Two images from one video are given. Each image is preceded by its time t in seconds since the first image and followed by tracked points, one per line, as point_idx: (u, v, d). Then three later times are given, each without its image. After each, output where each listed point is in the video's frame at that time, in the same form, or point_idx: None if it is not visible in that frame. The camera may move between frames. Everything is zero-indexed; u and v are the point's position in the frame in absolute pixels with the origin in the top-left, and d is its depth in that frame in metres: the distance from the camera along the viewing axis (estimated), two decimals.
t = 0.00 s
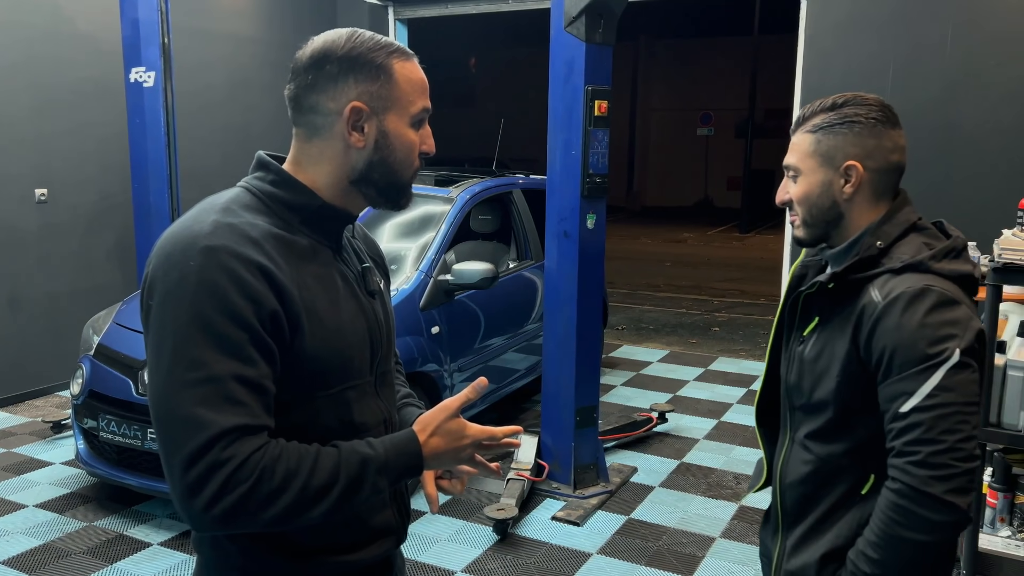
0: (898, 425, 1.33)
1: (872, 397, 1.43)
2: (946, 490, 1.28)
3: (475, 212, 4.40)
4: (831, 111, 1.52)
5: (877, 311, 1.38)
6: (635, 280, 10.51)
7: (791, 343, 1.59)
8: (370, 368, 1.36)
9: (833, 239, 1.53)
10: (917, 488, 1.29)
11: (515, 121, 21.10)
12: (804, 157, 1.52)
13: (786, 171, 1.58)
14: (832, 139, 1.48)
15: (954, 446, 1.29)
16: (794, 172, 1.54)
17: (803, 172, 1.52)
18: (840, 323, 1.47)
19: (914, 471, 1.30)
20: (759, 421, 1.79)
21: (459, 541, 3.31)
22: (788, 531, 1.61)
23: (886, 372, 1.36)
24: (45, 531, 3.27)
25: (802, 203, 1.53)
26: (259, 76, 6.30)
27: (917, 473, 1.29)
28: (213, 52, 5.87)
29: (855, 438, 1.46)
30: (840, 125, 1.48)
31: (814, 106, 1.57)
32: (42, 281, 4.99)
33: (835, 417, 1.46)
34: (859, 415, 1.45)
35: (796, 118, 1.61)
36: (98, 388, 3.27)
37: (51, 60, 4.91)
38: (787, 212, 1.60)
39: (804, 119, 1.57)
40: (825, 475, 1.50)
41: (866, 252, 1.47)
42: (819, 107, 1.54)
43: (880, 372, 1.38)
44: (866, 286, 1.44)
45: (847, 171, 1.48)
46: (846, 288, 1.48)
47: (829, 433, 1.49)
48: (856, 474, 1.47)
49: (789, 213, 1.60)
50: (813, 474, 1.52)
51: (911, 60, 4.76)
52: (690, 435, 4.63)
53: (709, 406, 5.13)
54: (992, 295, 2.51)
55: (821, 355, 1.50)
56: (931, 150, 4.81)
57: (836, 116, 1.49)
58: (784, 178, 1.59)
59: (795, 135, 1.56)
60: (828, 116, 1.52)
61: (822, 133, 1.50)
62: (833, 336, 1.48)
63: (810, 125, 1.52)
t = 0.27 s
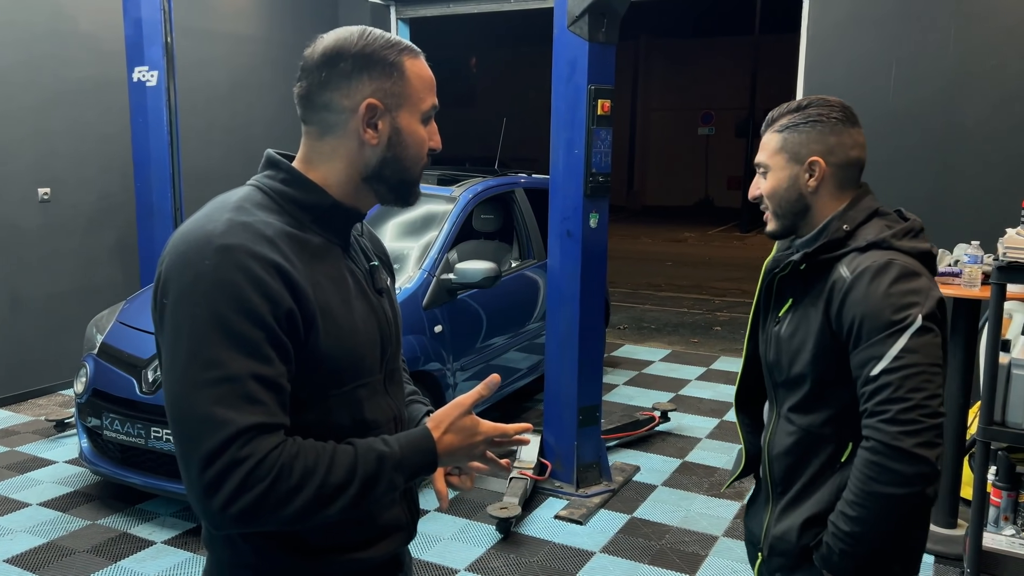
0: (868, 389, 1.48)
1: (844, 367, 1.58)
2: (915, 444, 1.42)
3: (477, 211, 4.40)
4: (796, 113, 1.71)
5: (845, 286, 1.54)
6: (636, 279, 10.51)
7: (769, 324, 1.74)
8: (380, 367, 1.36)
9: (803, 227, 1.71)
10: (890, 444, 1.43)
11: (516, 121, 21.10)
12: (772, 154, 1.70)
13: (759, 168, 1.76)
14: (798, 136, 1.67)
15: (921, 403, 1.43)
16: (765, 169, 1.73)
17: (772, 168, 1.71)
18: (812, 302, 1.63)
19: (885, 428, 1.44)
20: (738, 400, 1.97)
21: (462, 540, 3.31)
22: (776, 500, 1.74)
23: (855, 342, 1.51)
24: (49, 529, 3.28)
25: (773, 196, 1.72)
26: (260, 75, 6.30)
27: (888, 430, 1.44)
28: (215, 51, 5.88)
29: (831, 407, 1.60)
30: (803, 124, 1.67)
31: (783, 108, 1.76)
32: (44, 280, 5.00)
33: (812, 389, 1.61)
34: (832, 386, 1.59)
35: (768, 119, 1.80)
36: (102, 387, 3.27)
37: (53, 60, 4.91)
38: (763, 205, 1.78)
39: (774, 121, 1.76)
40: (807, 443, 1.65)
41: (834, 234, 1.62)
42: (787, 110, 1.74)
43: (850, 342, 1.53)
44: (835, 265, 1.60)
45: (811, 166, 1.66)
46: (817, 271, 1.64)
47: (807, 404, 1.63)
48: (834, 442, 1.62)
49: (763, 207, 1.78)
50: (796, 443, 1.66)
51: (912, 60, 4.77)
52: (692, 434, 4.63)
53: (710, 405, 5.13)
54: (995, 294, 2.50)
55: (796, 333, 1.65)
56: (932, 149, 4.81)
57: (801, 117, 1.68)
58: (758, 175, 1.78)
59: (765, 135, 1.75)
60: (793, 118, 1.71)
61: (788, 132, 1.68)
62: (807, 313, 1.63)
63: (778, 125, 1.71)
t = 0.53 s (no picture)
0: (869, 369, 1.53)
1: (842, 354, 1.63)
2: (921, 418, 1.47)
3: (482, 211, 4.41)
4: (778, 118, 1.79)
5: (842, 274, 1.60)
6: (641, 279, 10.49)
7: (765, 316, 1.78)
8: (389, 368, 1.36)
9: (789, 224, 1.81)
10: (895, 420, 1.48)
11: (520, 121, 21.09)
12: (754, 159, 1.81)
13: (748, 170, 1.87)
14: (774, 141, 1.76)
15: (925, 378, 1.48)
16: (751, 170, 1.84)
17: (755, 171, 1.82)
18: (811, 291, 1.68)
19: (890, 404, 1.49)
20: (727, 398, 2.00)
21: (467, 540, 3.31)
22: (774, 486, 1.78)
23: (854, 327, 1.56)
24: (56, 528, 3.29)
25: (757, 198, 1.83)
26: (265, 76, 6.31)
27: (893, 405, 1.48)
28: (219, 52, 5.89)
29: (831, 393, 1.65)
30: (781, 130, 1.76)
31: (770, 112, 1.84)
32: (51, 280, 5.02)
33: (812, 377, 1.66)
34: (831, 373, 1.64)
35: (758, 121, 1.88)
36: (108, 387, 3.28)
37: (59, 61, 4.93)
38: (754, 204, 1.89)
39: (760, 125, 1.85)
40: (808, 429, 1.68)
41: (827, 227, 1.69)
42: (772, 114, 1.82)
43: (849, 328, 1.58)
44: (830, 255, 1.66)
45: (786, 171, 1.75)
46: (813, 262, 1.69)
47: (807, 391, 1.68)
48: (834, 427, 1.66)
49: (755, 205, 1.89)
50: (797, 429, 1.70)
51: (917, 59, 4.76)
52: (697, 434, 4.63)
53: (715, 406, 5.12)
54: (1002, 294, 2.49)
55: (794, 324, 1.70)
56: (938, 148, 4.79)
57: (781, 122, 1.77)
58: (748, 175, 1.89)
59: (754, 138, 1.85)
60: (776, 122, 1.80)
61: (768, 137, 1.78)
62: (804, 303, 1.69)
63: (761, 131, 1.81)
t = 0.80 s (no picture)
0: (879, 363, 1.53)
1: (849, 349, 1.63)
2: (931, 412, 1.48)
3: (488, 211, 4.41)
4: (787, 113, 1.78)
5: (849, 269, 1.60)
6: (647, 279, 10.48)
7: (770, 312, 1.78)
8: (400, 366, 1.37)
9: (793, 222, 1.79)
10: (907, 413, 1.48)
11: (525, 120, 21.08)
12: (763, 152, 1.79)
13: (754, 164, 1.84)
14: (785, 137, 1.75)
15: (933, 372, 1.49)
16: (758, 165, 1.82)
17: (763, 165, 1.79)
18: (816, 287, 1.67)
19: (901, 398, 1.49)
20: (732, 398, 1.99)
21: (474, 539, 3.31)
22: (779, 482, 1.77)
23: (862, 322, 1.56)
24: (65, 527, 3.30)
25: (763, 192, 1.81)
26: (272, 76, 6.32)
27: (904, 399, 1.49)
28: (226, 52, 5.90)
29: (838, 387, 1.65)
30: (792, 126, 1.75)
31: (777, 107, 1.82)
32: (59, 280, 5.04)
33: (819, 372, 1.66)
34: (838, 368, 1.64)
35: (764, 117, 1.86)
36: (116, 386, 3.29)
37: (66, 61, 4.95)
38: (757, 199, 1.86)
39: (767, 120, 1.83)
40: (813, 424, 1.68)
41: (832, 224, 1.68)
42: (781, 110, 1.81)
43: (856, 323, 1.58)
44: (836, 251, 1.65)
45: (795, 166, 1.74)
46: (819, 258, 1.69)
47: (814, 386, 1.68)
48: (840, 422, 1.66)
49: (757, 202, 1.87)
50: (802, 424, 1.70)
51: (924, 57, 4.74)
52: (704, 433, 4.62)
53: (722, 405, 5.11)
54: (1012, 293, 2.48)
55: (800, 320, 1.69)
56: (945, 146, 4.77)
57: (792, 118, 1.76)
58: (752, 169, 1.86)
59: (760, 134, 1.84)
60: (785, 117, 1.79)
61: (778, 132, 1.76)
62: (809, 298, 1.68)
63: (770, 125, 1.79)
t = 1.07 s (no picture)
0: (894, 363, 1.53)
1: (861, 349, 1.63)
2: (947, 412, 1.48)
3: (493, 210, 4.40)
4: (837, 106, 1.77)
5: (864, 267, 1.60)
6: (652, 277, 10.46)
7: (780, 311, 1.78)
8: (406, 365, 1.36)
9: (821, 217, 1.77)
10: (921, 413, 1.48)
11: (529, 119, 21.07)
12: (823, 137, 1.73)
13: (790, 147, 1.76)
14: (848, 127, 1.74)
15: (949, 372, 1.49)
16: (806, 147, 1.74)
17: (816, 149, 1.73)
18: (828, 285, 1.68)
19: (917, 398, 1.49)
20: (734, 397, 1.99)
21: (479, 538, 3.31)
22: (788, 484, 1.76)
23: (877, 320, 1.56)
24: (71, 526, 3.31)
25: (807, 178, 1.74)
26: (277, 76, 6.33)
27: (920, 400, 1.49)
28: (231, 52, 5.91)
29: (849, 388, 1.64)
30: (853, 120, 1.76)
31: (818, 98, 1.80)
32: (65, 280, 5.05)
33: (829, 372, 1.65)
34: (850, 369, 1.64)
35: (793, 104, 1.81)
36: (122, 386, 3.30)
37: (72, 62, 4.96)
38: (781, 186, 1.78)
39: (808, 107, 1.78)
40: (823, 424, 1.68)
41: (846, 221, 1.70)
42: (826, 99, 1.79)
43: (870, 322, 1.58)
44: (848, 250, 1.66)
45: (856, 159, 1.75)
46: (831, 257, 1.69)
47: (823, 386, 1.67)
48: (851, 423, 1.66)
49: (782, 187, 1.78)
50: (811, 424, 1.69)
51: (931, 55, 4.71)
52: (710, 433, 4.61)
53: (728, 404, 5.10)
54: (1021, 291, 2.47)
55: (811, 319, 1.70)
56: (952, 144, 4.75)
57: (849, 111, 1.77)
58: (782, 153, 1.78)
59: (807, 116, 1.76)
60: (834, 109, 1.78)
61: (839, 121, 1.74)
62: (822, 299, 1.68)
63: (823, 113, 1.75)
